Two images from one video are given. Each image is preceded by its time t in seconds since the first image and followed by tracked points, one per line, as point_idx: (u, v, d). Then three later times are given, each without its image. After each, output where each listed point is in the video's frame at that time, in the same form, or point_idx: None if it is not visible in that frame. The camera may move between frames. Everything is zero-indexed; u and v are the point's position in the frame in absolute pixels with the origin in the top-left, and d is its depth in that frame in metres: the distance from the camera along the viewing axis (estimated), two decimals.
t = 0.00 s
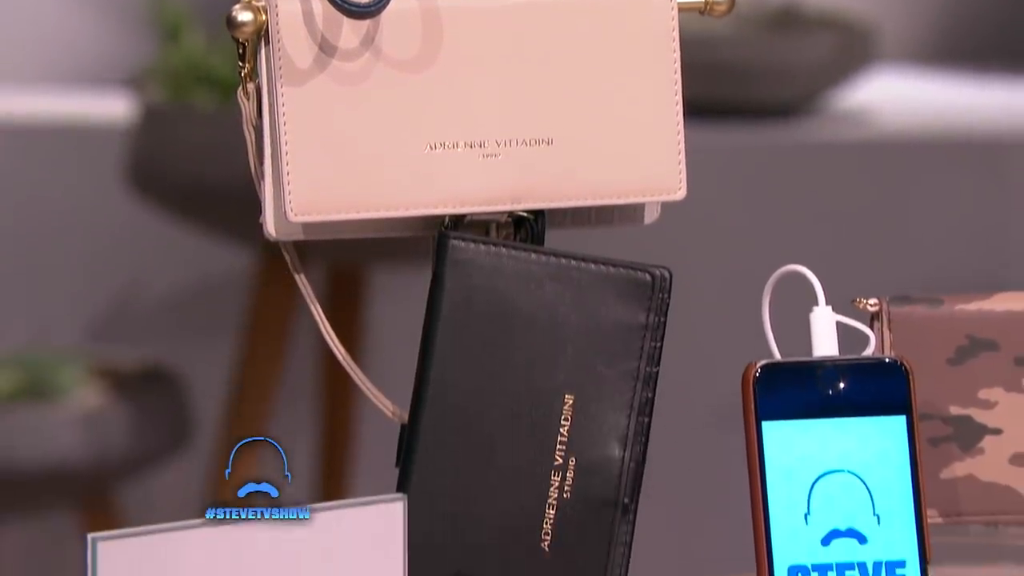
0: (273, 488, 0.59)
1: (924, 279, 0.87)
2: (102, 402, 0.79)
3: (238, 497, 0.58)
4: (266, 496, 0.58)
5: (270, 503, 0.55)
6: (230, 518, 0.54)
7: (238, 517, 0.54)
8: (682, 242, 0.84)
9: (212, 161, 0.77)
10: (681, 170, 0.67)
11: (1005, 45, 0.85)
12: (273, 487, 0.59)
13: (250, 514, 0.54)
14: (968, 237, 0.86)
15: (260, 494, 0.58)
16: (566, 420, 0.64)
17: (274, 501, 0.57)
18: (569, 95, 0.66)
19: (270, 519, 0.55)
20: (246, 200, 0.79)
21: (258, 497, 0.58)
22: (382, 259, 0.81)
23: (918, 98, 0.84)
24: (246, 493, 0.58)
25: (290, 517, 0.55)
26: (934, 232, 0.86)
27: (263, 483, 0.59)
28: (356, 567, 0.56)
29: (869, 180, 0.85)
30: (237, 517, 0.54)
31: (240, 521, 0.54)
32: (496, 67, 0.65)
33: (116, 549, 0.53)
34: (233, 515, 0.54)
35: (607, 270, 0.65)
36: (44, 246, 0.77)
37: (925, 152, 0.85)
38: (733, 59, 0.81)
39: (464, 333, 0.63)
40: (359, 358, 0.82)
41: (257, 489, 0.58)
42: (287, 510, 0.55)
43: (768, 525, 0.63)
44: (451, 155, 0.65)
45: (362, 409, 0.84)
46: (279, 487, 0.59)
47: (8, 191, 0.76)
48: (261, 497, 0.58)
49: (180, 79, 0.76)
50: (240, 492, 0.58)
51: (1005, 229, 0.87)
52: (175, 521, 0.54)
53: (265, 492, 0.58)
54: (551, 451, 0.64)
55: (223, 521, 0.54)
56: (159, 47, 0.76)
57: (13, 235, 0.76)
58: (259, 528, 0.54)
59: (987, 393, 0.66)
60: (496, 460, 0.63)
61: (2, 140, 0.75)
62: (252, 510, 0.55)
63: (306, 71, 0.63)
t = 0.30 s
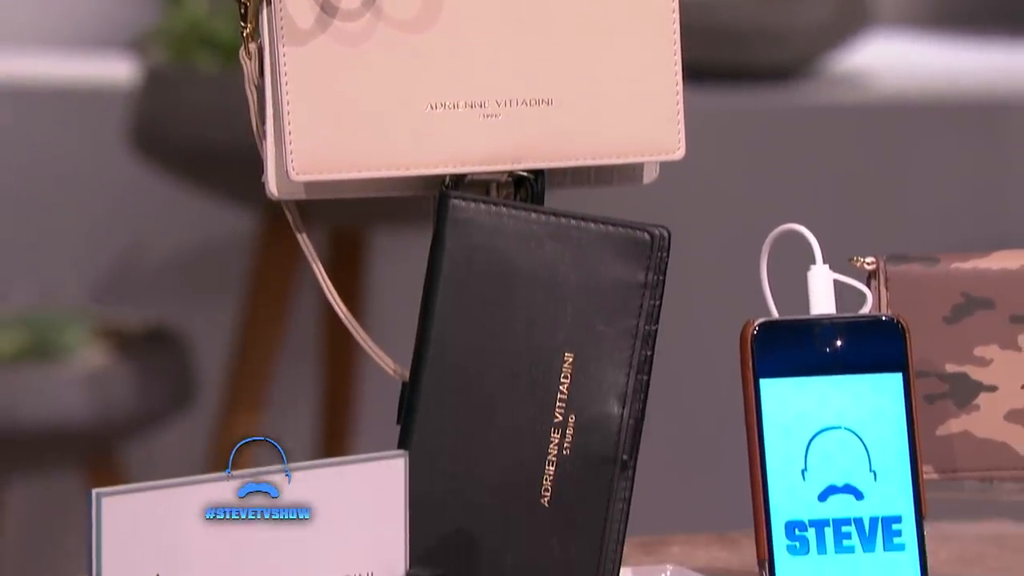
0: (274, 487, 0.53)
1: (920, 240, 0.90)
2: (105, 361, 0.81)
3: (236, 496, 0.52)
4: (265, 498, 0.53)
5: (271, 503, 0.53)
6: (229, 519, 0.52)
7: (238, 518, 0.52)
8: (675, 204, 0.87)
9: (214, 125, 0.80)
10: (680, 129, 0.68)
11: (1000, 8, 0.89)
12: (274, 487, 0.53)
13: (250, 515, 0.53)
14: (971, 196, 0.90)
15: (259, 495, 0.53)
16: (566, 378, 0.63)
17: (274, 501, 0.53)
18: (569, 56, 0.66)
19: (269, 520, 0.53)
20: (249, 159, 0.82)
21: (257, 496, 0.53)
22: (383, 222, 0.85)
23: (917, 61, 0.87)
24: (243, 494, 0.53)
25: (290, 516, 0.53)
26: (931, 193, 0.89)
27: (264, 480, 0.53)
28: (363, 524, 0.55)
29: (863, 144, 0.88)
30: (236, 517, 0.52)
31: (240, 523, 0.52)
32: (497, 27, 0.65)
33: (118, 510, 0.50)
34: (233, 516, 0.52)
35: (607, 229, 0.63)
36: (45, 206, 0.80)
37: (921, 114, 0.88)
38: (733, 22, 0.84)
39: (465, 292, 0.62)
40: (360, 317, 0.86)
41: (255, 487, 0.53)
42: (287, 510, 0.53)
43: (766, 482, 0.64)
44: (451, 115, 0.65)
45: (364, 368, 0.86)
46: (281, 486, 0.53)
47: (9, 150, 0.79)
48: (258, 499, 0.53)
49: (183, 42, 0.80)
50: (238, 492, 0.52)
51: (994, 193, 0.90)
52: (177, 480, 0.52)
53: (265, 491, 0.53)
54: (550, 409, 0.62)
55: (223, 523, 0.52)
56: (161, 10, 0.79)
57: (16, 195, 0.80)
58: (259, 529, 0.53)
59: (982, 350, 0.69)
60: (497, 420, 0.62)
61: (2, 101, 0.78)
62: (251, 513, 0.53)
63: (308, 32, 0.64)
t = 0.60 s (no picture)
0: (274, 487, 0.51)
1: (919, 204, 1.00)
2: (110, 326, 0.89)
3: (236, 496, 0.50)
4: (265, 498, 0.50)
5: (271, 504, 0.51)
6: (229, 519, 0.50)
7: (238, 518, 0.50)
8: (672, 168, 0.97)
9: (215, 93, 0.88)
10: (679, 95, 0.68)
11: None
12: (274, 486, 0.50)
13: (250, 516, 0.50)
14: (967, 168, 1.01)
15: (259, 495, 0.50)
16: (566, 341, 0.62)
17: (275, 502, 0.51)
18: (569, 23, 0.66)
19: (270, 520, 0.51)
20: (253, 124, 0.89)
21: (257, 496, 0.50)
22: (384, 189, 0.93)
23: (910, 30, 0.98)
24: (244, 494, 0.50)
25: (290, 516, 0.51)
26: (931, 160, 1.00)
27: (264, 480, 0.50)
28: (366, 486, 0.53)
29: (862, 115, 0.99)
30: (237, 518, 0.50)
31: (239, 523, 0.50)
32: None
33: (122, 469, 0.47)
34: (232, 516, 0.50)
35: (606, 194, 0.63)
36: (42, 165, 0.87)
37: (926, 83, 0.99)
38: None
39: (466, 256, 0.62)
40: (361, 275, 0.93)
41: (256, 487, 0.50)
42: (287, 510, 0.51)
43: (762, 443, 0.63)
44: (452, 81, 0.65)
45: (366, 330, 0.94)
46: (281, 486, 0.51)
47: (8, 110, 0.86)
48: (258, 499, 0.50)
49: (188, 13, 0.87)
50: (238, 492, 0.50)
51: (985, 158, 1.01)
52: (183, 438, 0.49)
53: (265, 491, 0.50)
54: (550, 371, 0.62)
55: (222, 523, 0.50)
56: None
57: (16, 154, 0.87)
58: (259, 529, 0.50)
59: (977, 313, 0.70)
60: (497, 384, 0.61)
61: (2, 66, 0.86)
62: (251, 513, 0.50)
63: None
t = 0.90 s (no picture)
0: (275, 487, 0.51)
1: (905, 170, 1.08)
2: (116, 296, 0.96)
3: (236, 496, 0.50)
4: (265, 498, 0.51)
5: (271, 504, 0.51)
6: (229, 519, 0.50)
7: (237, 518, 0.50)
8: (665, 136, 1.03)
9: (220, 66, 0.94)
10: (677, 67, 0.69)
11: None
12: (274, 486, 0.51)
13: (250, 516, 0.51)
14: (950, 140, 1.08)
15: (259, 495, 0.51)
16: (566, 308, 0.63)
17: (275, 501, 0.51)
18: None
19: (269, 520, 0.51)
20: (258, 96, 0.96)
21: (257, 496, 0.51)
22: (385, 161, 0.98)
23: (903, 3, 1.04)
24: (243, 494, 0.50)
25: (290, 516, 0.52)
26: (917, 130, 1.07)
27: (264, 480, 0.51)
28: (365, 452, 0.54)
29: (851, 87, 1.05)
30: (236, 518, 0.50)
31: (238, 523, 0.50)
32: None
33: (129, 433, 0.47)
34: (232, 516, 0.50)
35: (605, 163, 0.64)
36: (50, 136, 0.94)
37: (918, 56, 1.05)
38: None
39: (466, 225, 0.63)
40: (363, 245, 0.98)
41: (255, 488, 0.51)
42: (287, 510, 0.52)
43: (759, 408, 0.63)
44: (453, 52, 0.66)
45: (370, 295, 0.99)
46: (281, 486, 0.51)
47: (9, 84, 0.93)
48: (258, 499, 0.51)
49: None
50: (238, 492, 0.50)
51: (968, 131, 1.08)
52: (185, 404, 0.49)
53: (265, 491, 0.51)
54: (549, 338, 0.63)
55: (221, 523, 0.50)
56: None
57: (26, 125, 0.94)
58: (258, 529, 0.51)
59: (970, 282, 0.71)
60: (497, 351, 0.62)
61: (4, 43, 0.92)
62: (251, 514, 0.51)
63: None
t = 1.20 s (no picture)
0: (274, 487, 0.52)
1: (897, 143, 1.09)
2: (123, 266, 0.98)
3: (236, 496, 0.51)
4: (265, 498, 0.52)
5: (271, 503, 0.52)
6: (229, 519, 0.51)
7: (237, 518, 0.51)
8: (662, 108, 1.04)
9: (225, 39, 0.95)
10: (674, 39, 0.69)
11: None
12: (273, 486, 0.52)
13: (250, 516, 0.52)
14: (942, 113, 1.09)
15: (260, 495, 0.52)
16: (565, 277, 0.64)
17: (275, 502, 0.52)
18: None
19: (270, 519, 0.52)
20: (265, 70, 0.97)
21: (257, 496, 0.52)
22: (386, 133, 0.99)
23: None
24: (243, 494, 0.51)
25: (290, 516, 0.53)
26: (910, 103, 1.08)
27: (264, 480, 0.52)
28: (366, 419, 0.55)
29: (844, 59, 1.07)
30: (236, 518, 0.51)
31: (239, 523, 0.51)
32: None
33: (134, 399, 0.48)
34: (232, 516, 0.51)
35: (604, 135, 0.65)
36: (55, 110, 0.95)
37: (916, 29, 1.07)
38: None
39: (466, 194, 0.64)
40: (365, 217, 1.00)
41: (256, 488, 0.52)
42: (287, 510, 0.53)
43: (756, 376, 0.63)
44: (454, 25, 0.67)
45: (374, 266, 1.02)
46: (281, 486, 0.52)
47: (14, 59, 0.94)
48: (258, 499, 0.52)
49: None
50: (238, 492, 0.51)
51: (964, 102, 1.09)
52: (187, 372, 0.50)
53: (265, 491, 0.52)
54: (549, 307, 0.64)
55: (221, 523, 0.51)
56: None
57: (31, 100, 0.95)
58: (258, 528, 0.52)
59: (964, 251, 0.73)
60: (498, 319, 0.63)
61: (10, 16, 0.94)
62: (251, 514, 0.52)
63: None
